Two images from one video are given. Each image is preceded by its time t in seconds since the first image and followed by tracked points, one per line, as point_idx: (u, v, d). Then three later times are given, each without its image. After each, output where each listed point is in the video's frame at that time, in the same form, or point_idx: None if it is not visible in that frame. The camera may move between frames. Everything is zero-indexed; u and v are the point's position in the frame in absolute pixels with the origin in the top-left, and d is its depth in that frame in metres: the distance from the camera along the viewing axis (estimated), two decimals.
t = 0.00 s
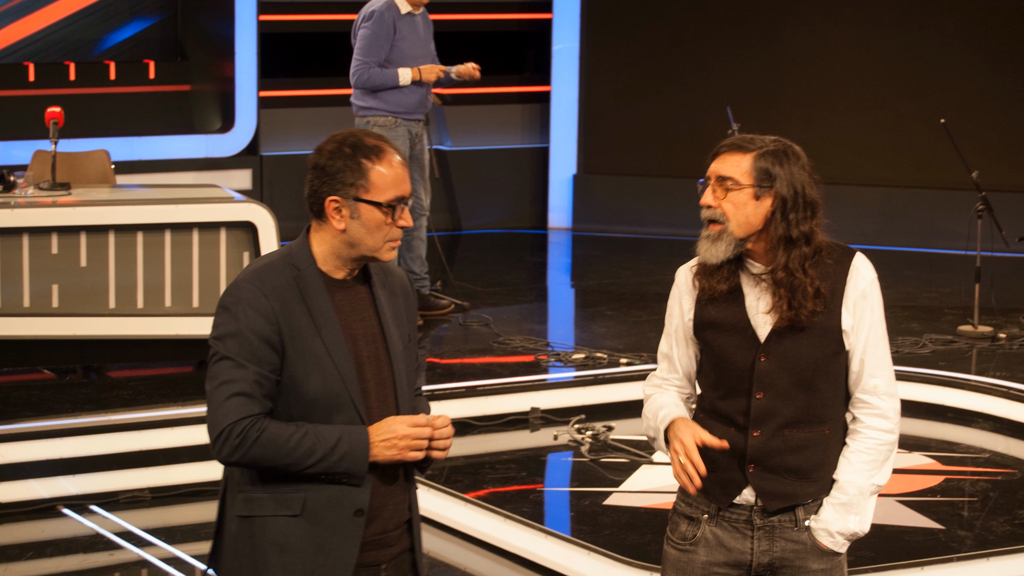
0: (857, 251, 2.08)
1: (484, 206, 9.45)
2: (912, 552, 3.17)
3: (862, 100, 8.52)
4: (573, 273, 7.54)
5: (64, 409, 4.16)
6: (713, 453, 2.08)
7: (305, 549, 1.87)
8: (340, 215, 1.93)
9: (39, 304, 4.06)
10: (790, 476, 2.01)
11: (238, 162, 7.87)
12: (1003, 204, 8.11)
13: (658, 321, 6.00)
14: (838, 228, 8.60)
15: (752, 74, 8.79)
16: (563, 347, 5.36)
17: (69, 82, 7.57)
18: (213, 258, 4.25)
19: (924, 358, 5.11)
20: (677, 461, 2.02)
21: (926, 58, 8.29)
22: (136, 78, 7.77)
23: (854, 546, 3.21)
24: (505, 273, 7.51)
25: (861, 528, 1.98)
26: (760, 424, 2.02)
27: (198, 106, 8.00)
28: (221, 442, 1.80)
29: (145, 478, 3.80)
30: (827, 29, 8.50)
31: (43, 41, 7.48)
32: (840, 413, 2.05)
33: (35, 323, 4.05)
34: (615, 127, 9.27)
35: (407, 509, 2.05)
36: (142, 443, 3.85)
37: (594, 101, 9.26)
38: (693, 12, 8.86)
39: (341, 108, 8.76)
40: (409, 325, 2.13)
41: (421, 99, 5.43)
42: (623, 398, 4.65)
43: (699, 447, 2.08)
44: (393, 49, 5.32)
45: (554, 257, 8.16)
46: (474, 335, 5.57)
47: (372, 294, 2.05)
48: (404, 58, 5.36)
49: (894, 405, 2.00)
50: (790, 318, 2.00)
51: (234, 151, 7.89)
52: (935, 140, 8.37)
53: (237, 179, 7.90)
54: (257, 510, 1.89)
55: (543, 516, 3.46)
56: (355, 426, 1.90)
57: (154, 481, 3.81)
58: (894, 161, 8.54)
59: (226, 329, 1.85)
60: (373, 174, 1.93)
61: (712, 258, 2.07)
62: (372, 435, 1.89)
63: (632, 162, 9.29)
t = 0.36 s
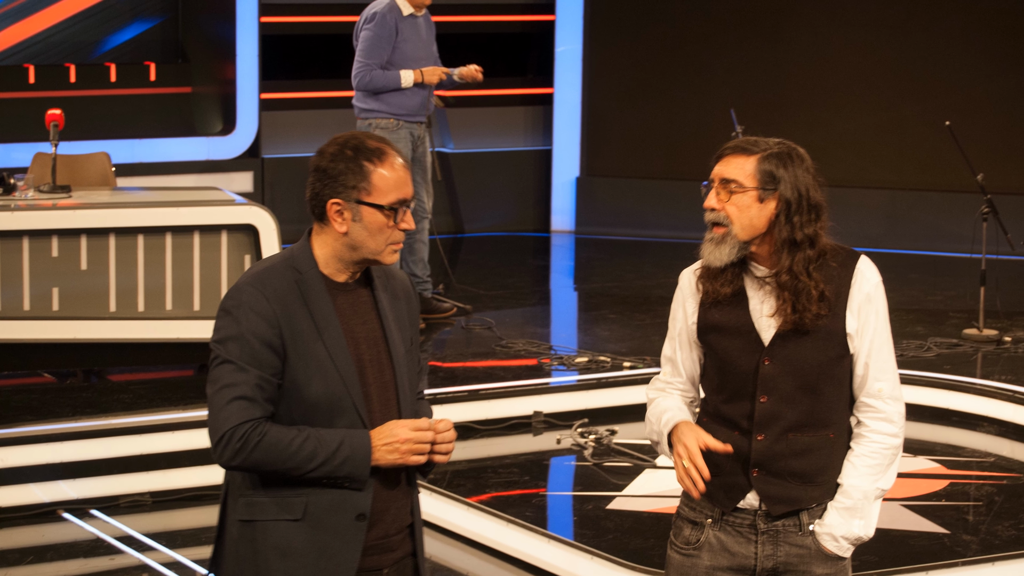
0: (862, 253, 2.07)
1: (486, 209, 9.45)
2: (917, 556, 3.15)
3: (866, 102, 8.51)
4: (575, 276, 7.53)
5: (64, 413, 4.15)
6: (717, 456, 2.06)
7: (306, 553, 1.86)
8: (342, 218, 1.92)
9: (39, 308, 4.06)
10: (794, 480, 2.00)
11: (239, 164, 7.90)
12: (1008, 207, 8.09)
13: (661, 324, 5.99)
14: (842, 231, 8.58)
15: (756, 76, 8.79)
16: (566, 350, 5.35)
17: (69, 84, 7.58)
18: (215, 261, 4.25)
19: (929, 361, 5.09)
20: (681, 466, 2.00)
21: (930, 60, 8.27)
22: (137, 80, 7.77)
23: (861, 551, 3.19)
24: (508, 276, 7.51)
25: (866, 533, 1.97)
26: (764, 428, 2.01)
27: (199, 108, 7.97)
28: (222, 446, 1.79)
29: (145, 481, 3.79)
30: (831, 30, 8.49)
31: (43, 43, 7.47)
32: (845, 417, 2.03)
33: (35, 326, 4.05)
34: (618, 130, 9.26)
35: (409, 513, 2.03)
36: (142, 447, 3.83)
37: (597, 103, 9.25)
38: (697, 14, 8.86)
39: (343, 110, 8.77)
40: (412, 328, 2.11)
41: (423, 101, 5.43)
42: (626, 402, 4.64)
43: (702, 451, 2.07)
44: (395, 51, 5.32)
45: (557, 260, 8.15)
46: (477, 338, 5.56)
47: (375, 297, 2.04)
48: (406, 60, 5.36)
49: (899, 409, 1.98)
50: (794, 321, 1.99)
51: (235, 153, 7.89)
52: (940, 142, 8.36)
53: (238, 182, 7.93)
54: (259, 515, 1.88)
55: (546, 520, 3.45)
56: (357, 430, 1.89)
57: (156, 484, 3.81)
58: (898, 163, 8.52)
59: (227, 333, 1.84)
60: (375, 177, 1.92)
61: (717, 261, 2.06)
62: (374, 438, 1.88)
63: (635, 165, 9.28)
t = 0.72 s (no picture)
0: (866, 256, 2.06)
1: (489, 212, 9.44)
2: (922, 560, 3.14)
3: (870, 104, 8.50)
4: (579, 279, 7.52)
5: (64, 417, 4.15)
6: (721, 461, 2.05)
7: (308, 558, 1.84)
8: (345, 220, 1.91)
9: (39, 311, 4.05)
10: (798, 484, 1.99)
11: (240, 166, 7.90)
12: (1013, 209, 8.07)
13: (664, 327, 5.97)
14: (846, 234, 8.56)
15: (760, 78, 8.78)
16: (569, 354, 5.34)
17: (70, 86, 7.59)
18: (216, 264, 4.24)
19: (933, 365, 5.07)
20: (684, 471, 2.00)
21: (935, 62, 8.26)
22: (137, 82, 7.78)
23: (867, 556, 3.17)
24: (511, 279, 7.50)
25: (871, 537, 1.95)
26: (768, 431, 2.00)
27: (201, 111, 7.99)
28: (223, 449, 1.78)
29: (146, 486, 3.80)
30: (835, 32, 8.48)
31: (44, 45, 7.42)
32: (850, 420, 2.02)
33: (35, 330, 4.04)
34: (621, 132, 9.25)
35: (411, 517, 2.02)
36: (142, 451, 3.80)
37: (600, 105, 9.25)
38: (700, 16, 8.85)
39: (344, 112, 8.76)
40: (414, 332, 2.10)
41: (426, 103, 5.43)
42: (629, 405, 4.63)
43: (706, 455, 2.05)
44: (397, 53, 5.31)
45: (560, 263, 8.14)
46: (480, 341, 5.55)
47: (377, 300, 2.03)
48: (408, 62, 5.35)
49: (904, 413, 1.97)
50: (798, 325, 1.98)
51: (235, 156, 7.88)
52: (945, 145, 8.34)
53: (240, 184, 7.94)
54: (260, 519, 1.86)
55: (548, 525, 3.44)
56: (359, 434, 1.88)
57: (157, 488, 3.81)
58: (902, 166, 8.50)
59: (228, 336, 1.83)
60: (377, 179, 1.91)
61: (721, 264, 2.05)
62: (376, 442, 1.87)
63: (638, 167, 9.28)
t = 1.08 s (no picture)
0: (870, 259, 2.05)
1: (491, 214, 9.43)
2: (927, 565, 3.12)
3: (874, 107, 8.48)
4: (582, 282, 7.51)
5: (65, 420, 4.14)
6: (726, 466, 2.04)
7: (309, 563, 1.83)
8: (348, 224, 1.90)
9: (39, 314, 4.05)
10: (803, 488, 1.98)
11: (242, 169, 7.90)
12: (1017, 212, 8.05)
13: (668, 330, 5.96)
14: (850, 237, 8.55)
15: (763, 81, 8.77)
16: (572, 357, 5.33)
17: (70, 88, 7.57)
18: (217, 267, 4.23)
19: (938, 368, 5.06)
20: (688, 476, 1.99)
21: (938, 65, 8.25)
22: (138, 84, 7.78)
23: (872, 561, 3.16)
24: (513, 282, 7.49)
25: (875, 541, 1.94)
26: (772, 435, 1.98)
27: (202, 112, 7.98)
28: (225, 453, 1.77)
29: (147, 490, 3.76)
30: (838, 34, 8.47)
31: (44, 46, 7.43)
32: (854, 424, 2.01)
33: (35, 333, 4.04)
34: (623, 135, 9.25)
35: (413, 522, 2.01)
36: (143, 455, 3.82)
37: (603, 108, 9.24)
38: (703, 18, 8.85)
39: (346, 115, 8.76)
40: (417, 334, 2.09)
41: (428, 106, 5.42)
42: (632, 409, 4.62)
43: (710, 459, 2.04)
44: (399, 55, 5.31)
45: (563, 265, 8.13)
46: (482, 345, 5.54)
47: (379, 303, 2.02)
48: (410, 64, 5.35)
49: (909, 417, 1.95)
50: (802, 328, 1.97)
51: (236, 158, 7.86)
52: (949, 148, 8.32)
53: (241, 187, 7.94)
54: (262, 523, 1.86)
55: (551, 529, 3.42)
56: (361, 438, 1.87)
57: (158, 492, 3.78)
58: (906, 168, 8.49)
59: (229, 339, 1.82)
60: (379, 183, 1.91)
61: (727, 267, 2.04)
62: (377, 446, 1.86)
63: (641, 170, 9.27)
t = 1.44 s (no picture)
0: (875, 262, 2.04)
1: (494, 218, 9.42)
2: (932, 570, 3.10)
3: (877, 109, 8.47)
4: (585, 285, 7.49)
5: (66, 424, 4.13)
6: (729, 469, 2.03)
7: (311, 567, 1.82)
8: (351, 227, 1.90)
9: (40, 317, 4.05)
10: (806, 492, 1.96)
11: (243, 171, 7.88)
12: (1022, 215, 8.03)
13: (671, 334, 5.94)
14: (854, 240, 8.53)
15: (766, 83, 8.76)
16: (575, 360, 5.31)
17: (71, 90, 7.58)
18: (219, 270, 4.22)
19: (943, 372, 5.04)
20: (692, 480, 1.97)
21: (942, 67, 8.24)
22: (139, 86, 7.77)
23: (877, 565, 3.14)
24: (516, 285, 7.47)
25: (880, 545, 1.93)
26: (776, 439, 1.97)
27: (203, 114, 7.96)
28: (226, 458, 1.77)
29: (148, 494, 3.74)
30: (841, 37, 8.47)
31: (44, 48, 7.44)
32: (858, 428, 1.99)
33: (36, 335, 4.03)
34: (626, 138, 9.24)
35: (416, 526, 2.00)
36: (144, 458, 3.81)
37: (606, 111, 9.24)
38: (706, 21, 8.84)
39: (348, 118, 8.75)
40: (418, 336, 2.08)
41: (430, 108, 5.42)
42: (635, 413, 4.60)
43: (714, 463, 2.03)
44: (402, 57, 5.31)
45: (566, 269, 8.12)
46: (485, 348, 5.52)
47: (380, 306, 2.01)
48: (413, 66, 5.35)
49: (913, 420, 1.94)
50: (806, 331, 1.96)
51: (238, 160, 7.87)
52: (953, 151, 8.31)
53: (242, 190, 7.92)
54: (263, 528, 1.84)
55: (554, 534, 3.41)
56: (362, 442, 1.86)
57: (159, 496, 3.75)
58: (910, 171, 8.47)
59: (230, 343, 1.81)
60: (382, 185, 1.90)
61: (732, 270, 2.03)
62: (379, 450, 1.85)
63: (644, 173, 9.26)
